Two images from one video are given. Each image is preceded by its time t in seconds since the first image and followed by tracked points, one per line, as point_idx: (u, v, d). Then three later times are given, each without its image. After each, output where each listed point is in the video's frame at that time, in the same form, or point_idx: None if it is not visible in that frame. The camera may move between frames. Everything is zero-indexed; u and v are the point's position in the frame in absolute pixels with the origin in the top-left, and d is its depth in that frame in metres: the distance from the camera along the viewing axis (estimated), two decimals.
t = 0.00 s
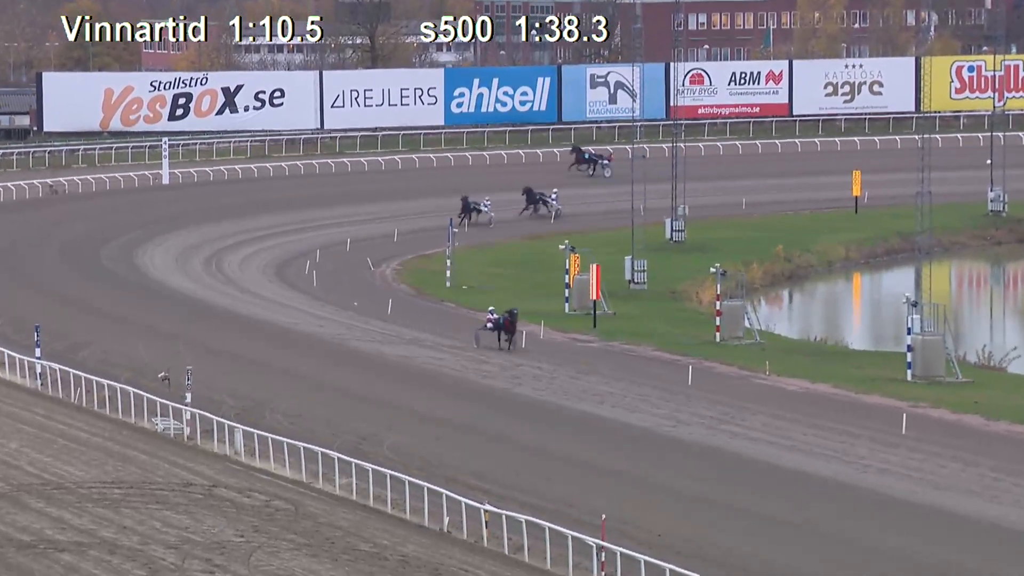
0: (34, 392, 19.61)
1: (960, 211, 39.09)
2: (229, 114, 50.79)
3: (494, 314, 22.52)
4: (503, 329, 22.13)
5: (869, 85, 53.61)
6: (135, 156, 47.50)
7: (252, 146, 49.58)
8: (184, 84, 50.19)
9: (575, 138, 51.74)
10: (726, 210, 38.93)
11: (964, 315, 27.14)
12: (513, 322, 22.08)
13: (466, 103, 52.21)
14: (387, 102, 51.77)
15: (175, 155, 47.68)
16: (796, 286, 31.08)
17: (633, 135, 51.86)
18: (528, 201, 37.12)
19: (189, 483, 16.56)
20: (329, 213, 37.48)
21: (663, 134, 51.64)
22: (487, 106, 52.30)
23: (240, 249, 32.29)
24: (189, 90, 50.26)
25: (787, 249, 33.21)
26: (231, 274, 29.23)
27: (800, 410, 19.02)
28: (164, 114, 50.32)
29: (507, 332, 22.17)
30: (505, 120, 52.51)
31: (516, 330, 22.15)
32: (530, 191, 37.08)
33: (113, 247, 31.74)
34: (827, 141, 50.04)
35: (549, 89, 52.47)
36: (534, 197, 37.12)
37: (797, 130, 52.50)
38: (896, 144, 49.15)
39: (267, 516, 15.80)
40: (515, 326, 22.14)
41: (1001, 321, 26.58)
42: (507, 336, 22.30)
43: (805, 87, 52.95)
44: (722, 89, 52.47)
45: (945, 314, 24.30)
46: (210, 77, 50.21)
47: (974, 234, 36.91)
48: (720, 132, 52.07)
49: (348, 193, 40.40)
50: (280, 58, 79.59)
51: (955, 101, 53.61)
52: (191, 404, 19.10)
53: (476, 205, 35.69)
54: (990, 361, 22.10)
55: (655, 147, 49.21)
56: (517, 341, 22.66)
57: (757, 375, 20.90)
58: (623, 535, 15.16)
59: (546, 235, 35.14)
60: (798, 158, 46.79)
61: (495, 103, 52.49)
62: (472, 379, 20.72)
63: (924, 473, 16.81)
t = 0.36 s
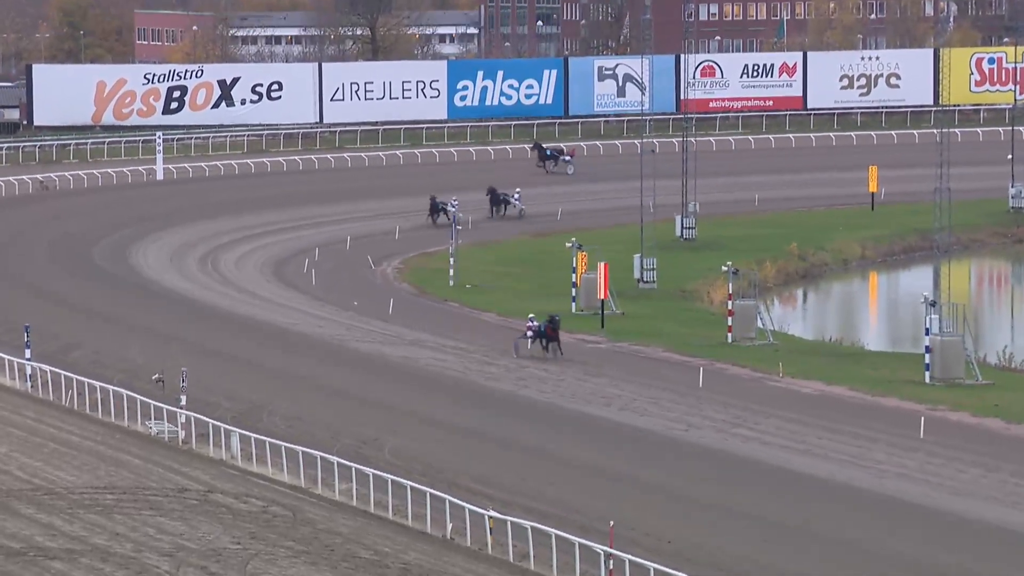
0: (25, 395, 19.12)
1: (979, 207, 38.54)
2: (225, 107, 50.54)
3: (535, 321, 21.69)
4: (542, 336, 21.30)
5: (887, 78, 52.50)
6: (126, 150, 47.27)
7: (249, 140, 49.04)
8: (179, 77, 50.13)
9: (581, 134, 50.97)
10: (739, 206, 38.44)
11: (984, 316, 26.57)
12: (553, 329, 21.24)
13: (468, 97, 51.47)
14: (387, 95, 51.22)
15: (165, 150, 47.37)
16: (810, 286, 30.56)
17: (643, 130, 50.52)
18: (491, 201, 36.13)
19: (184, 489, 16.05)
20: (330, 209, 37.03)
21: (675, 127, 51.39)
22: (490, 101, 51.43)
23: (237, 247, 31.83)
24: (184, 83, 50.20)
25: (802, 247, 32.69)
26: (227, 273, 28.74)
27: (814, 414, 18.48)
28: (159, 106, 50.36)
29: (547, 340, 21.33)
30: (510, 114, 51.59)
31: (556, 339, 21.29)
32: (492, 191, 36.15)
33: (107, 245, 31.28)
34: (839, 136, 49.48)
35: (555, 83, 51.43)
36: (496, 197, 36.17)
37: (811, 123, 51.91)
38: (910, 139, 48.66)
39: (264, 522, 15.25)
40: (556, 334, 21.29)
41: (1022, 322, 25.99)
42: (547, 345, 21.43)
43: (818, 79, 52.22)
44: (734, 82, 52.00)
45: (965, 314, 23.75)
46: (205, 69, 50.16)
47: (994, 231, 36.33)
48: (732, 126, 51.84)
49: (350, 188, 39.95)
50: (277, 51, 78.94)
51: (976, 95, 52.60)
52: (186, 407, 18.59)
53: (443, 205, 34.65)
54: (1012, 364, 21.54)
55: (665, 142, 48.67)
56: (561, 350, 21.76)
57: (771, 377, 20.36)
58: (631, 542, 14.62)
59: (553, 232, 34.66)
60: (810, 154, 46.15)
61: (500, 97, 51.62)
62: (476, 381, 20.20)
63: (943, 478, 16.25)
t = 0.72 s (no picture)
0: (13, 396, 18.68)
1: (992, 203, 38.02)
2: (217, 100, 49.99)
3: (574, 330, 20.54)
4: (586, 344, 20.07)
5: (899, 69, 52.02)
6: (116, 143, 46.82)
7: (242, 133, 48.64)
8: (169, 68, 49.60)
9: (585, 127, 50.40)
10: (747, 201, 37.97)
11: (997, 314, 26.07)
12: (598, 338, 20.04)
13: (468, 89, 50.86)
14: (382, 87, 50.59)
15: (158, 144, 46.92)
16: (820, 284, 30.11)
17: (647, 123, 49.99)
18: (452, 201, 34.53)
19: (175, 492, 15.60)
20: (325, 204, 36.56)
21: (681, 121, 51.01)
22: (491, 93, 50.89)
23: (229, 242, 31.37)
24: (174, 75, 49.68)
25: (811, 244, 32.21)
26: (219, 270, 28.28)
27: (823, 415, 18.01)
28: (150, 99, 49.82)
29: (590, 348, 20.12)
30: (511, 105, 51.05)
31: (600, 348, 20.06)
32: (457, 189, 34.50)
33: (98, 240, 30.82)
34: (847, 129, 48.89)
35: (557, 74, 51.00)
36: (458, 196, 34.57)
37: (820, 115, 51.35)
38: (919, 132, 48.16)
39: (257, 527, 14.78)
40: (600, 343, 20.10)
41: None
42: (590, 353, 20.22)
43: (828, 71, 51.70)
44: (741, 73, 51.53)
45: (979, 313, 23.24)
46: (196, 61, 49.62)
47: (1008, 226, 35.84)
48: (740, 120, 51.41)
49: (347, 183, 39.48)
50: (273, 42, 78.48)
51: (989, 87, 52.01)
52: (179, 408, 18.14)
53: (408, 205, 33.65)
54: None
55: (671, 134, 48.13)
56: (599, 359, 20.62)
57: (779, 377, 19.89)
58: (635, 546, 14.16)
59: (555, 228, 34.19)
60: (817, 147, 45.62)
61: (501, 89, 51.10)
62: (477, 381, 19.73)
63: (957, 481, 15.78)
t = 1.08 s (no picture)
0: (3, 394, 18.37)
1: (998, 197, 37.67)
2: (208, 91, 49.23)
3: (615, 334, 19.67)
4: (627, 350, 19.23)
5: (906, 60, 51.58)
6: (105, 135, 46.48)
7: (233, 125, 48.42)
8: (160, 59, 48.72)
9: (584, 121, 50.41)
10: (750, 194, 37.66)
11: (1006, 311, 25.71)
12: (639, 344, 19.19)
13: (467, 80, 50.41)
14: (377, 78, 50.13)
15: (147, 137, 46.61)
16: (825, 279, 29.80)
17: (648, 114, 49.61)
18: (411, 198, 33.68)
19: (166, 493, 15.26)
20: (320, 198, 36.22)
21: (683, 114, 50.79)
22: (489, 83, 50.42)
23: (217, 237, 31.03)
24: (165, 66, 48.80)
25: (817, 238, 31.87)
26: (211, 265, 27.96)
27: (828, 414, 17.67)
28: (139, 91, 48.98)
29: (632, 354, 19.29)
30: (509, 97, 50.60)
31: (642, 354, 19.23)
32: (413, 188, 33.57)
33: (86, 235, 30.49)
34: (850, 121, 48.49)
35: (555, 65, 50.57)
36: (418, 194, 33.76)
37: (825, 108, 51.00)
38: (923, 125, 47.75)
39: (250, 528, 14.44)
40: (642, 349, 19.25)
41: None
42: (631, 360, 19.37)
43: (832, 62, 51.25)
44: (744, 65, 51.03)
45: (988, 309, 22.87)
46: (187, 52, 48.81)
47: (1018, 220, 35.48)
48: (742, 111, 51.22)
49: (342, 176, 39.16)
50: (267, 32, 78.10)
51: (996, 78, 51.39)
52: (171, 406, 17.80)
53: (370, 205, 32.75)
54: None
55: (672, 127, 47.74)
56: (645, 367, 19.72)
57: (783, 375, 19.55)
58: (635, 548, 13.83)
59: (555, 222, 33.85)
60: (819, 140, 45.26)
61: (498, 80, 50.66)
62: (475, 380, 19.40)
63: (965, 481, 15.44)
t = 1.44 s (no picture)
0: None
1: (991, 191, 37.70)
2: (200, 86, 49.07)
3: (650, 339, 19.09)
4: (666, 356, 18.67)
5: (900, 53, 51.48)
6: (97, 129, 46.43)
7: (224, 120, 48.46)
8: (152, 53, 48.59)
9: (577, 114, 50.47)
10: (742, 189, 37.65)
11: (1000, 305, 25.69)
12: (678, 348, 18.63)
13: (461, 74, 50.29)
14: (370, 71, 49.87)
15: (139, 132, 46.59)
16: (818, 274, 29.80)
17: (642, 109, 49.66)
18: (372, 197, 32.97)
19: (159, 487, 15.24)
20: (312, 193, 36.18)
21: (677, 108, 50.81)
22: (483, 77, 50.36)
23: (211, 232, 30.94)
24: (157, 59, 48.68)
25: (810, 232, 31.84)
26: (203, 260, 27.93)
27: (821, 408, 17.67)
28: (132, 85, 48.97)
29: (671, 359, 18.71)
30: (502, 91, 50.59)
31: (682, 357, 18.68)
32: (373, 184, 32.84)
33: (78, 230, 30.43)
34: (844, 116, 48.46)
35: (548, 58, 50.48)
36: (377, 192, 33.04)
37: (819, 102, 50.97)
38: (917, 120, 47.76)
39: (243, 522, 14.42)
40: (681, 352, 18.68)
41: None
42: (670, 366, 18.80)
43: (826, 56, 51.22)
44: (738, 57, 50.80)
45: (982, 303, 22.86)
46: (180, 46, 48.60)
47: (1011, 214, 35.53)
48: (735, 105, 51.16)
49: (334, 170, 39.14)
50: (258, 24, 78.03)
51: (993, 72, 51.42)
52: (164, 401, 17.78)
53: (338, 200, 31.91)
54: None
55: (666, 121, 47.75)
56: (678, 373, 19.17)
57: (776, 369, 19.54)
58: (628, 541, 13.82)
59: (547, 215, 33.84)
60: (814, 133, 45.26)
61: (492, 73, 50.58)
62: (469, 374, 19.39)
63: (959, 475, 15.45)
